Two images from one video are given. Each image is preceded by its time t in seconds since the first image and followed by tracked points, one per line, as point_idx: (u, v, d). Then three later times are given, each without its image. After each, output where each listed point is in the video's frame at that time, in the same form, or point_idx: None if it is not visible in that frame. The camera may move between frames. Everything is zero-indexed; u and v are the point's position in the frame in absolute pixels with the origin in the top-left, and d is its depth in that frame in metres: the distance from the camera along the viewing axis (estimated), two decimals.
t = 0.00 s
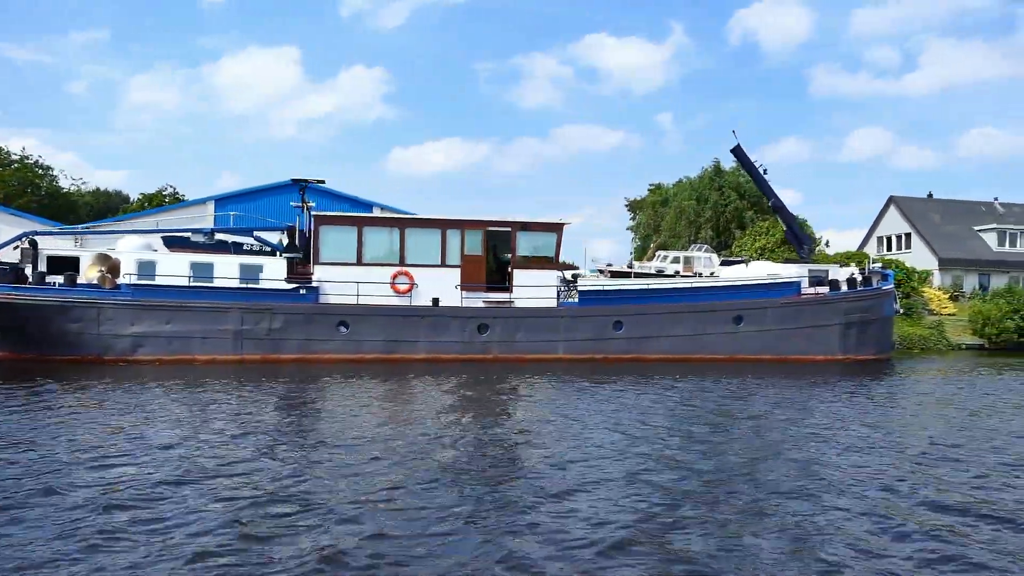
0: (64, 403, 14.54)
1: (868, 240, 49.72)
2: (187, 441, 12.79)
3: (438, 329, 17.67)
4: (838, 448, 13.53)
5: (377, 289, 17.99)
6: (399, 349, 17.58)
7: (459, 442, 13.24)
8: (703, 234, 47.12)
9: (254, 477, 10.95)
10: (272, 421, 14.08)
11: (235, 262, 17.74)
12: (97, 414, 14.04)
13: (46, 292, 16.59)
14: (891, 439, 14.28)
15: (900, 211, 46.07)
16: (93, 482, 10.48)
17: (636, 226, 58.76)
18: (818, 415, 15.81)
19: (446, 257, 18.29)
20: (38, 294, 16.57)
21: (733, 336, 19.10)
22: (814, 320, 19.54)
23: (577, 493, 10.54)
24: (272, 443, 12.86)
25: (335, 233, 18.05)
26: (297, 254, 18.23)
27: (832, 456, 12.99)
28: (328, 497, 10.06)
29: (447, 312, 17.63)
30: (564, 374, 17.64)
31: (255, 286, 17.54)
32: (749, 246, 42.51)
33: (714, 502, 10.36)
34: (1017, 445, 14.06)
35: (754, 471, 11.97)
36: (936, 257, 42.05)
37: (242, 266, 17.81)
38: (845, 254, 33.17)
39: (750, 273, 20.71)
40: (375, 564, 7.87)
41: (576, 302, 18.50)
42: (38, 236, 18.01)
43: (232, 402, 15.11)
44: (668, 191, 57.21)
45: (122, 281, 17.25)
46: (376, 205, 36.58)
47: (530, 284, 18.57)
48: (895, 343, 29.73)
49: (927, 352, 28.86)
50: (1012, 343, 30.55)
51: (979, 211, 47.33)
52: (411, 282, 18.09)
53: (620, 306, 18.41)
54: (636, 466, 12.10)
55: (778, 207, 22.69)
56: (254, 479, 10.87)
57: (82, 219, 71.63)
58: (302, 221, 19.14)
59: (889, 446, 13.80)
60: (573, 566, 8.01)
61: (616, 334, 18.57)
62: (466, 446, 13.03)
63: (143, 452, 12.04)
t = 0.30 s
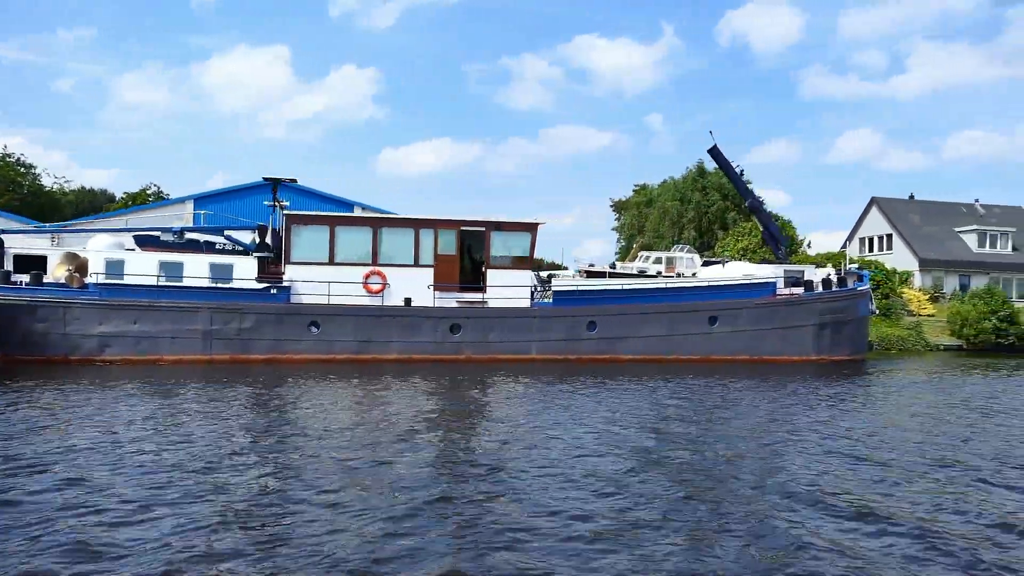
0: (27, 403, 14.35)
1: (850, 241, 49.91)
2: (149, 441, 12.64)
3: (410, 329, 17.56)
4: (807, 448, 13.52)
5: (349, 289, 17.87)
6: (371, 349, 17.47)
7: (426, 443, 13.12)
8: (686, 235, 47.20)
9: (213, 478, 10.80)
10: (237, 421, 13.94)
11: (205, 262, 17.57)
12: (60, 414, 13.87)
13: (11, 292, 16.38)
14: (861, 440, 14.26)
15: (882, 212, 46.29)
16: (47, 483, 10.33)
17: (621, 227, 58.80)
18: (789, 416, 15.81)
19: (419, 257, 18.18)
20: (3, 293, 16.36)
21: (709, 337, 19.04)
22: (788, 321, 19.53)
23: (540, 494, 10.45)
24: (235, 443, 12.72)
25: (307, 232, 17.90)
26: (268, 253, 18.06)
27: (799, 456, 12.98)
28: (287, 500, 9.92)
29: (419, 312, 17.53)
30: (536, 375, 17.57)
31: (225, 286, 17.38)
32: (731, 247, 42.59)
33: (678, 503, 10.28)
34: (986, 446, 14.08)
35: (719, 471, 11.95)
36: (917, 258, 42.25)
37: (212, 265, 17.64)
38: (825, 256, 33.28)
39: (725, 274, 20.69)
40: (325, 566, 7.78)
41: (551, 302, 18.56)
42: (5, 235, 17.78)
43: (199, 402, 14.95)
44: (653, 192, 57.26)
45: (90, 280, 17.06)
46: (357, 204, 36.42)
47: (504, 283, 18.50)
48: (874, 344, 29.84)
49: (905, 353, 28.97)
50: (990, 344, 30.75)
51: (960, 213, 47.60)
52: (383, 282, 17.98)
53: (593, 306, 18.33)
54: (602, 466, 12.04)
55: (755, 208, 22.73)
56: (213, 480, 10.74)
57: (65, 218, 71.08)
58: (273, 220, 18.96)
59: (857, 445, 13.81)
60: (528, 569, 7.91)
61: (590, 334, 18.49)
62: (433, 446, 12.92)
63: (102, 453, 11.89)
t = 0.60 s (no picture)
0: None
1: (832, 242, 50.07)
2: (110, 443, 12.47)
3: (381, 330, 17.43)
4: (776, 449, 13.47)
5: (321, 289, 17.71)
6: (342, 351, 17.32)
7: (392, 444, 12.98)
8: (670, 236, 47.24)
9: (171, 481, 10.63)
10: (202, 423, 13.76)
11: (174, 262, 17.34)
12: (22, 415, 13.66)
13: None
14: (831, 440, 14.22)
15: (864, 213, 46.46)
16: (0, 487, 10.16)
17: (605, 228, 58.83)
18: (761, 416, 15.77)
19: (392, 258, 18.05)
20: None
21: (684, 337, 18.97)
22: (764, 322, 19.48)
23: (502, 497, 10.32)
24: (197, 445, 12.55)
25: (278, 233, 17.74)
26: (239, 254, 17.86)
27: (767, 457, 12.93)
28: (243, 503, 9.77)
29: (391, 313, 17.40)
30: (509, 377, 17.43)
31: (195, 286, 17.19)
32: (714, 248, 42.62)
33: (641, 505, 10.18)
34: (955, 446, 14.06)
35: (686, 473, 11.88)
36: (898, 259, 42.41)
37: (181, 266, 17.36)
38: (806, 257, 33.34)
39: (701, 275, 20.63)
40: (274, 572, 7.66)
41: (525, 303, 18.47)
42: None
43: (164, 403, 14.77)
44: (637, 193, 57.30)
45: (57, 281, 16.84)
46: (337, 205, 36.23)
47: (477, 284, 18.38)
48: (853, 345, 29.90)
49: (884, 354, 29.04)
50: (968, 346, 30.87)
51: (941, 214, 47.83)
52: (356, 282, 17.84)
53: (567, 307, 18.20)
54: (567, 468, 11.94)
55: (732, 208, 22.74)
56: (171, 483, 10.59)
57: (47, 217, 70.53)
58: (245, 221, 18.77)
59: (826, 446, 13.77)
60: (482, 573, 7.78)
61: (564, 335, 18.38)
62: (398, 448, 12.77)
63: (61, 455, 11.71)
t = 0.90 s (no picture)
0: None
1: (817, 243, 50.21)
2: (72, 444, 12.31)
3: (355, 332, 17.32)
4: (746, 449, 13.43)
5: (293, 290, 17.57)
6: (315, 352, 17.18)
7: (359, 446, 12.86)
8: (655, 236, 47.28)
9: (128, 483, 10.46)
10: (168, 424, 13.61)
11: (145, 262, 17.24)
12: None
13: None
14: (803, 440, 14.18)
15: (848, 214, 46.61)
16: None
17: (591, 229, 58.82)
18: (734, 417, 15.72)
19: (366, 258, 17.93)
20: None
21: (660, 338, 18.92)
22: (740, 323, 19.45)
23: (465, 498, 10.21)
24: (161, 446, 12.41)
25: (251, 233, 17.61)
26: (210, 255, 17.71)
27: (736, 457, 12.89)
28: (201, 505, 9.65)
29: (364, 314, 17.29)
30: (484, 378, 17.33)
31: (166, 286, 17.06)
32: (698, 248, 42.66)
33: (606, 505, 10.09)
34: (927, 446, 14.05)
35: (653, 472, 11.83)
36: (881, 260, 42.55)
37: (151, 267, 17.27)
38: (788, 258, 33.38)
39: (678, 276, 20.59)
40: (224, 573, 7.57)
41: (500, 304, 18.39)
42: None
43: (131, 404, 14.58)
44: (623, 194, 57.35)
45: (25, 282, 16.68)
46: (320, 205, 36.07)
47: (452, 284, 18.28)
48: (835, 346, 29.95)
49: (865, 354, 29.09)
50: (949, 347, 30.99)
51: (924, 215, 48.04)
52: (329, 282, 17.69)
53: (542, 308, 18.14)
54: (534, 468, 11.87)
55: (710, 209, 22.70)
56: (130, 484, 10.46)
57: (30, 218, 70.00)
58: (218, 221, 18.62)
59: (797, 446, 13.74)
60: (437, 574, 7.68)
61: (539, 336, 18.29)
62: (365, 450, 12.65)
63: (21, 456, 11.55)
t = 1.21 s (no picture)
0: None
1: (801, 243, 50.33)
2: (33, 446, 12.13)
3: (328, 333, 17.18)
4: (718, 449, 13.38)
5: (267, 291, 17.43)
6: (288, 354, 17.03)
7: (327, 448, 12.72)
8: (640, 237, 47.32)
9: (86, 487, 10.27)
10: (134, 426, 13.44)
11: (117, 262, 17.09)
12: None
13: None
14: (776, 441, 14.11)
15: (832, 215, 46.73)
16: None
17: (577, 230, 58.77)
18: (709, 417, 15.67)
19: (341, 258, 17.80)
20: None
21: (636, 339, 18.83)
22: (717, 323, 19.38)
23: (429, 500, 10.09)
24: (125, 448, 12.24)
25: (224, 234, 17.46)
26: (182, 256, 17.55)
27: (708, 457, 12.84)
28: (159, 508, 9.51)
29: (337, 315, 17.16)
30: (459, 379, 17.22)
31: (136, 288, 16.90)
32: (683, 248, 42.67)
33: (571, 505, 9.98)
34: (900, 446, 14.02)
35: (622, 472, 11.77)
36: (865, 261, 42.68)
37: (122, 267, 17.10)
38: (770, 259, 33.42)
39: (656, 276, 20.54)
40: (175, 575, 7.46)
41: (476, 305, 18.28)
42: None
43: (98, 406, 14.40)
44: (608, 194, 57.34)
45: None
46: (302, 205, 35.86)
47: (427, 286, 18.17)
48: (817, 347, 29.96)
49: (846, 355, 29.14)
50: (930, 347, 31.06)
51: (908, 216, 48.19)
52: (303, 284, 17.55)
53: (518, 309, 18.05)
54: (502, 469, 11.79)
55: (690, 209, 22.62)
56: (88, 487, 10.31)
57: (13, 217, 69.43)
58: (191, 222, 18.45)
59: (769, 446, 13.71)
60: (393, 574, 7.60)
61: (515, 337, 18.18)
62: (333, 452, 12.51)
63: None
